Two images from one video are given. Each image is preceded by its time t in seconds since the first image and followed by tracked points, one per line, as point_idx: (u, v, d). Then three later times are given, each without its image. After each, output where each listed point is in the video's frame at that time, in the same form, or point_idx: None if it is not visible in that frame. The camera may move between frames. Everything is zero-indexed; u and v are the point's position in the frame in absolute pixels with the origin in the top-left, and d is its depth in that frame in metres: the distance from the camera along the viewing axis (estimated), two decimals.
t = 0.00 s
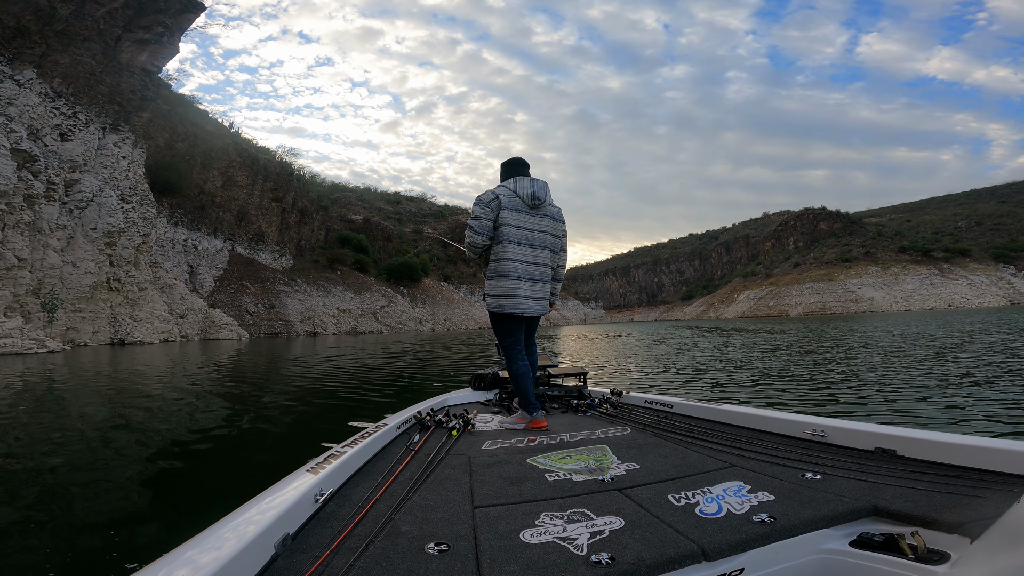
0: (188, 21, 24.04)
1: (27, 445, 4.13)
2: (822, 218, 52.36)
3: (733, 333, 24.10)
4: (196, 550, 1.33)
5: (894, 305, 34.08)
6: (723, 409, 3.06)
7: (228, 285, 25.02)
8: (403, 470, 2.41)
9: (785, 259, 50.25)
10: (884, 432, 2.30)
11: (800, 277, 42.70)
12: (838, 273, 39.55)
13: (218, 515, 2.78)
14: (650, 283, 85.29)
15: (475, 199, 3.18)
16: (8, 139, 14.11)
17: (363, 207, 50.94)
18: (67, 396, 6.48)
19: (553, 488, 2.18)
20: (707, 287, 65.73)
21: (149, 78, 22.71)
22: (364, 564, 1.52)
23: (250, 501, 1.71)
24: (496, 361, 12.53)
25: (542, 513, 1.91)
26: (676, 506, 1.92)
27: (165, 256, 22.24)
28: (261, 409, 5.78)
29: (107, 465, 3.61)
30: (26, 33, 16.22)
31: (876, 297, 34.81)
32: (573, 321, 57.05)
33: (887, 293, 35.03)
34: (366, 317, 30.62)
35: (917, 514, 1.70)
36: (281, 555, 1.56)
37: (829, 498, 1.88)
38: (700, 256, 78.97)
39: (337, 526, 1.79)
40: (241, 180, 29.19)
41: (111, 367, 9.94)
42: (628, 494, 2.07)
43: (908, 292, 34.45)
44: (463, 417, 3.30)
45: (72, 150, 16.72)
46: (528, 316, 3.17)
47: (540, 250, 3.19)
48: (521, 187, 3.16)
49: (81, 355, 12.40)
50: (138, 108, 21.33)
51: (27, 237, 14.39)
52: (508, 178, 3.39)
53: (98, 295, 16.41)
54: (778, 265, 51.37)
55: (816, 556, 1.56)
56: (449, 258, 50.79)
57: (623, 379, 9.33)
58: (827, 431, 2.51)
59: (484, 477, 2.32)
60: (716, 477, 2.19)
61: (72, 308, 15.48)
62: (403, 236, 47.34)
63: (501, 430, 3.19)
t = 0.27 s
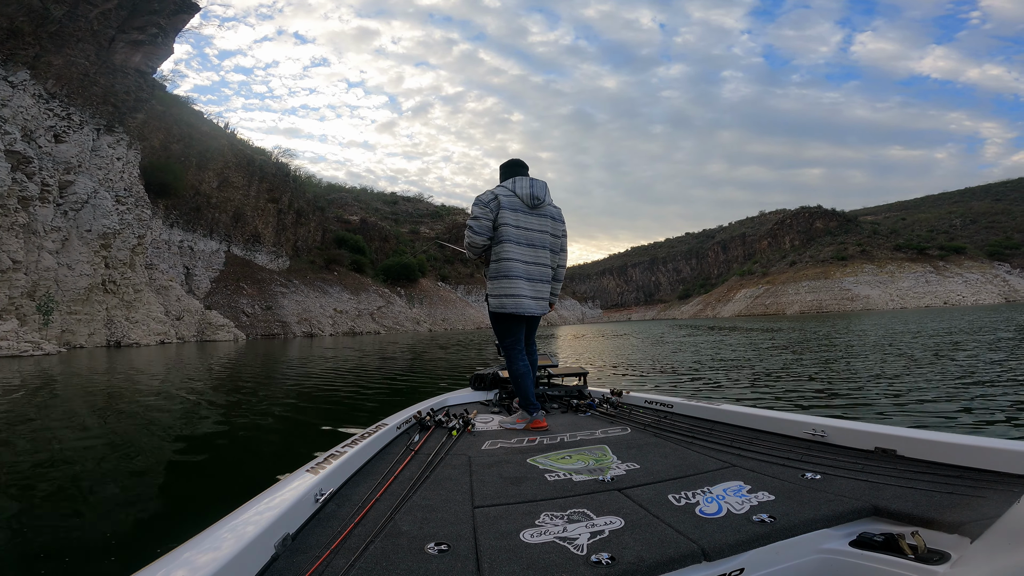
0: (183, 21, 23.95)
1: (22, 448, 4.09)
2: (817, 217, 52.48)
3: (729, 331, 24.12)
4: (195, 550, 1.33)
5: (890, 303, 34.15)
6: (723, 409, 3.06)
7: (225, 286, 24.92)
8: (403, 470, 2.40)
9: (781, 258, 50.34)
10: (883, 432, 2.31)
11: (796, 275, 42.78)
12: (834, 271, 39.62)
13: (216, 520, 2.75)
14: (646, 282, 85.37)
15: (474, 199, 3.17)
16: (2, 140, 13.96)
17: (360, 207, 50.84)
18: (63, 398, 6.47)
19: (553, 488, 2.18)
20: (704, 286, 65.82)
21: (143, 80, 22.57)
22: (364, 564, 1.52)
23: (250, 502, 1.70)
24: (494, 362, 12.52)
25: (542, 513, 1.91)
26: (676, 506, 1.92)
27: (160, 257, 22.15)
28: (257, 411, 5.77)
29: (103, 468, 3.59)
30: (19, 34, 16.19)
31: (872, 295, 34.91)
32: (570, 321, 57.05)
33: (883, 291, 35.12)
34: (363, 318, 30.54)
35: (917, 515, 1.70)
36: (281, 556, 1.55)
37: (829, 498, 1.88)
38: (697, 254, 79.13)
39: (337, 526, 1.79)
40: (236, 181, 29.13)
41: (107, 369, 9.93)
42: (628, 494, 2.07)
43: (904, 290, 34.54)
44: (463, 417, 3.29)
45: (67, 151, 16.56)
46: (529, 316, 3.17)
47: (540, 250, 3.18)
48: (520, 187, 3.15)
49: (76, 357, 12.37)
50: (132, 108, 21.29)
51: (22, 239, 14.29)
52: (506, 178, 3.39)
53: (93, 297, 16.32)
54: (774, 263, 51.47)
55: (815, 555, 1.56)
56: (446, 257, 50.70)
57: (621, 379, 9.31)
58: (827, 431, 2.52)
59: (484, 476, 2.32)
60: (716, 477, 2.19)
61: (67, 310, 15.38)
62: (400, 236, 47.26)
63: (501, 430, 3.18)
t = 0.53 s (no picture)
0: (180, 21, 23.82)
1: (19, 450, 4.07)
2: (815, 218, 52.47)
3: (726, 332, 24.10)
4: (193, 551, 1.33)
5: (886, 304, 34.12)
6: (724, 409, 3.06)
7: (222, 287, 24.97)
8: (403, 470, 2.41)
9: (778, 259, 50.30)
10: (883, 432, 2.30)
11: (793, 276, 42.74)
12: (831, 273, 39.55)
13: (213, 524, 2.72)
14: (644, 283, 85.36)
15: (474, 199, 3.18)
16: None
17: (357, 208, 50.94)
18: (58, 398, 6.48)
19: (553, 488, 2.19)
20: (701, 287, 65.77)
21: (141, 79, 22.87)
22: (364, 564, 1.53)
23: (250, 502, 1.71)
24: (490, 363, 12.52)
25: (542, 513, 1.91)
26: (676, 505, 1.93)
27: (157, 257, 22.21)
28: (256, 411, 5.78)
29: (105, 469, 3.60)
30: (16, 33, 16.41)
31: (868, 296, 34.87)
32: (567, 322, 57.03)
33: (879, 292, 35.08)
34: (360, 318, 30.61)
35: (917, 514, 1.70)
36: (281, 556, 1.56)
37: (830, 498, 1.88)
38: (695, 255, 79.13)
39: (337, 525, 1.80)
40: (234, 181, 29.23)
41: (102, 369, 9.93)
42: (628, 494, 2.07)
43: (900, 291, 34.51)
44: (463, 417, 3.30)
45: (64, 151, 16.72)
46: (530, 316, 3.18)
47: (539, 250, 3.19)
48: (521, 186, 3.16)
49: (72, 357, 12.39)
50: (129, 108, 21.41)
51: (18, 238, 14.36)
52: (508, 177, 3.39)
53: (89, 297, 16.38)
54: (771, 264, 51.43)
55: (816, 556, 1.56)
56: (444, 258, 50.79)
57: (618, 379, 9.31)
58: (827, 431, 2.51)
59: (484, 476, 2.33)
60: (717, 477, 2.18)
61: (64, 309, 15.43)
62: (398, 237, 47.39)
63: (501, 430, 3.19)
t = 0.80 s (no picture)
0: (180, 19, 23.84)
1: (15, 448, 4.04)
2: (812, 220, 52.59)
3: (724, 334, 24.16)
4: (192, 552, 1.33)
5: (882, 307, 34.19)
6: (724, 410, 3.06)
7: (219, 286, 24.91)
8: (403, 470, 2.40)
9: (776, 261, 50.39)
10: (883, 432, 2.31)
11: (790, 278, 42.82)
12: (828, 275, 39.62)
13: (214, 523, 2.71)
14: (642, 284, 85.46)
15: (476, 198, 3.17)
16: None
17: (355, 208, 50.91)
18: (53, 396, 6.44)
19: (553, 487, 2.19)
20: (699, 288, 65.83)
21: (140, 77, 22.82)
22: (364, 564, 1.52)
23: (250, 502, 1.71)
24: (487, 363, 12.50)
25: (542, 513, 1.91)
26: (676, 506, 1.92)
27: (154, 255, 22.16)
28: (253, 411, 5.77)
29: (103, 468, 3.60)
30: (16, 31, 16.40)
31: (864, 299, 34.94)
32: (565, 323, 57.00)
33: (876, 294, 35.15)
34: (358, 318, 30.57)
35: (917, 515, 1.70)
36: (281, 556, 1.56)
37: (830, 498, 1.88)
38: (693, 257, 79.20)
39: (337, 526, 1.79)
40: (231, 180, 29.18)
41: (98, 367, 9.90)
42: (628, 494, 2.07)
43: (897, 294, 34.58)
44: (463, 417, 3.30)
45: (61, 149, 16.70)
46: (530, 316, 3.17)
47: (540, 250, 3.19)
48: (523, 186, 3.16)
49: (68, 355, 12.34)
50: (127, 106, 21.40)
51: (15, 236, 14.35)
52: (507, 177, 3.39)
53: (85, 295, 16.33)
54: (768, 266, 51.52)
55: (815, 556, 1.56)
56: (442, 259, 50.78)
57: (616, 380, 9.32)
58: (827, 431, 2.52)
59: (484, 476, 2.32)
60: (717, 477, 2.18)
61: (59, 308, 15.38)
62: (396, 237, 47.35)
63: (501, 430, 3.18)
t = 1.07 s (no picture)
0: (179, 18, 23.76)
1: (9, 448, 4.02)
2: (809, 222, 52.75)
3: (720, 335, 24.22)
4: (190, 553, 1.32)
5: (878, 308, 34.32)
6: (723, 410, 3.06)
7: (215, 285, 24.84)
8: (403, 470, 2.40)
9: (772, 262, 50.52)
10: (883, 433, 2.31)
11: (787, 280, 42.92)
12: (824, 276, 39.73)
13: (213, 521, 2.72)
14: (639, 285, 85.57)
15: (476, 198, 3.17)
16: None
17: (353, 207, 50.86)
18: (48, 396, 6.41)
19: (553, 487, 2.19)
20: (696, 289, 65.94)
21: (138, 76, 22.74)
22: (364, 564, 1.52)
23: (250, 502, 1.70)
24: (485, 364, 12.50)
25: (543, 513, 1.91)
26: (676, 506, 1.92)
27: (150, 254, 22.10)
28: (250, 411, 5.76)
29: (100, 467, 3.59)
30: (14, 30, 16.31)
31: (860, 300, 35.07)
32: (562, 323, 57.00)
33: (872, 296, 35.28)
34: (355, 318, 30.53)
35: (917, 515, 1.70)
36: (282, 556, 1.55)
37: (830, 498, 1.89)
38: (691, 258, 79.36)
39: (337, 526, 1.78)
40: (229, 179, 29.12)
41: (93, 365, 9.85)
42: (628, 494, 2.07)
43: (892, 295, 34.70)
44: (463, 417, 3.29)
45: (57, 148, 16.64)
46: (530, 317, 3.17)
47: (540, 249, 3.19)
48: (524, 186, 3.16)
49: (63, 354, 12.28)
50: (125, 105, 21.36)
51: (10, 235, 14.32)
52: (508, 177, 3.39)
53: (81, 294, 16.25)
54: (765, 267, 51.63)
55: (816, 556, 1.56)
56: (440, 259, 50.77)
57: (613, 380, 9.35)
58: (827, 431, 2.52)
59: (484, 476, 2.32)
60: (716, 477, 2.18)
61: (55, 307, 15.30)
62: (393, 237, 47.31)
63: (500, 430, 3.18)
